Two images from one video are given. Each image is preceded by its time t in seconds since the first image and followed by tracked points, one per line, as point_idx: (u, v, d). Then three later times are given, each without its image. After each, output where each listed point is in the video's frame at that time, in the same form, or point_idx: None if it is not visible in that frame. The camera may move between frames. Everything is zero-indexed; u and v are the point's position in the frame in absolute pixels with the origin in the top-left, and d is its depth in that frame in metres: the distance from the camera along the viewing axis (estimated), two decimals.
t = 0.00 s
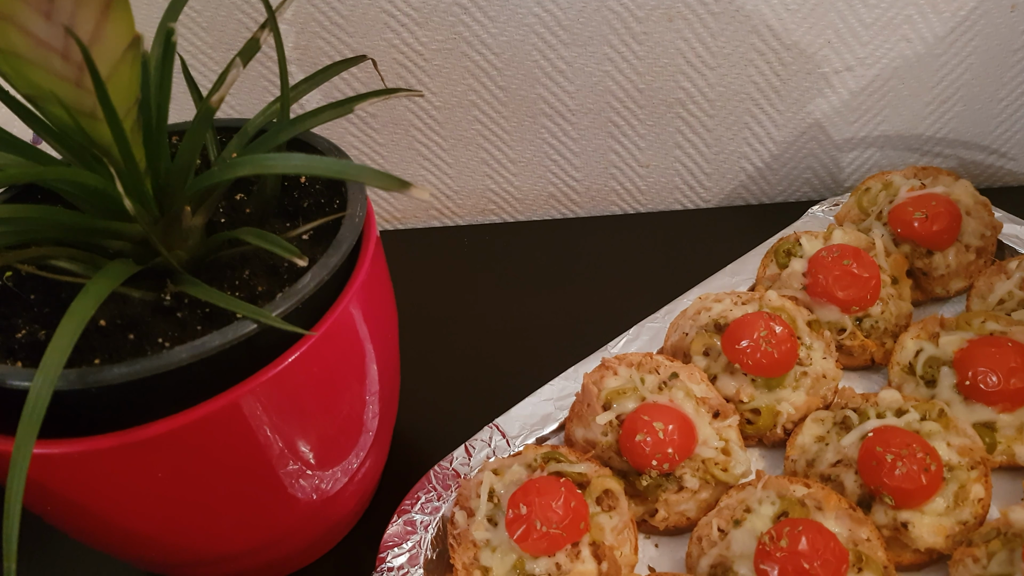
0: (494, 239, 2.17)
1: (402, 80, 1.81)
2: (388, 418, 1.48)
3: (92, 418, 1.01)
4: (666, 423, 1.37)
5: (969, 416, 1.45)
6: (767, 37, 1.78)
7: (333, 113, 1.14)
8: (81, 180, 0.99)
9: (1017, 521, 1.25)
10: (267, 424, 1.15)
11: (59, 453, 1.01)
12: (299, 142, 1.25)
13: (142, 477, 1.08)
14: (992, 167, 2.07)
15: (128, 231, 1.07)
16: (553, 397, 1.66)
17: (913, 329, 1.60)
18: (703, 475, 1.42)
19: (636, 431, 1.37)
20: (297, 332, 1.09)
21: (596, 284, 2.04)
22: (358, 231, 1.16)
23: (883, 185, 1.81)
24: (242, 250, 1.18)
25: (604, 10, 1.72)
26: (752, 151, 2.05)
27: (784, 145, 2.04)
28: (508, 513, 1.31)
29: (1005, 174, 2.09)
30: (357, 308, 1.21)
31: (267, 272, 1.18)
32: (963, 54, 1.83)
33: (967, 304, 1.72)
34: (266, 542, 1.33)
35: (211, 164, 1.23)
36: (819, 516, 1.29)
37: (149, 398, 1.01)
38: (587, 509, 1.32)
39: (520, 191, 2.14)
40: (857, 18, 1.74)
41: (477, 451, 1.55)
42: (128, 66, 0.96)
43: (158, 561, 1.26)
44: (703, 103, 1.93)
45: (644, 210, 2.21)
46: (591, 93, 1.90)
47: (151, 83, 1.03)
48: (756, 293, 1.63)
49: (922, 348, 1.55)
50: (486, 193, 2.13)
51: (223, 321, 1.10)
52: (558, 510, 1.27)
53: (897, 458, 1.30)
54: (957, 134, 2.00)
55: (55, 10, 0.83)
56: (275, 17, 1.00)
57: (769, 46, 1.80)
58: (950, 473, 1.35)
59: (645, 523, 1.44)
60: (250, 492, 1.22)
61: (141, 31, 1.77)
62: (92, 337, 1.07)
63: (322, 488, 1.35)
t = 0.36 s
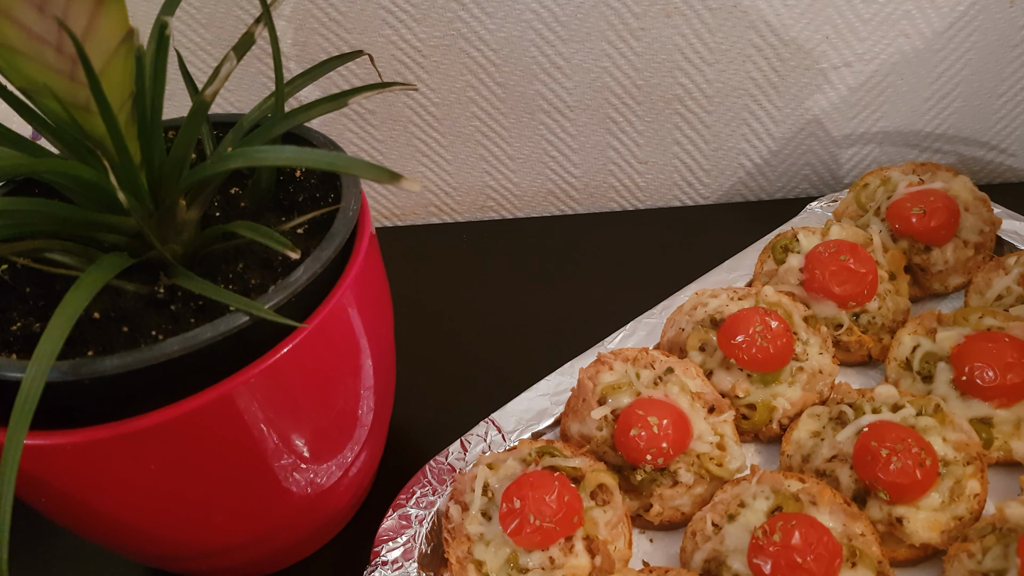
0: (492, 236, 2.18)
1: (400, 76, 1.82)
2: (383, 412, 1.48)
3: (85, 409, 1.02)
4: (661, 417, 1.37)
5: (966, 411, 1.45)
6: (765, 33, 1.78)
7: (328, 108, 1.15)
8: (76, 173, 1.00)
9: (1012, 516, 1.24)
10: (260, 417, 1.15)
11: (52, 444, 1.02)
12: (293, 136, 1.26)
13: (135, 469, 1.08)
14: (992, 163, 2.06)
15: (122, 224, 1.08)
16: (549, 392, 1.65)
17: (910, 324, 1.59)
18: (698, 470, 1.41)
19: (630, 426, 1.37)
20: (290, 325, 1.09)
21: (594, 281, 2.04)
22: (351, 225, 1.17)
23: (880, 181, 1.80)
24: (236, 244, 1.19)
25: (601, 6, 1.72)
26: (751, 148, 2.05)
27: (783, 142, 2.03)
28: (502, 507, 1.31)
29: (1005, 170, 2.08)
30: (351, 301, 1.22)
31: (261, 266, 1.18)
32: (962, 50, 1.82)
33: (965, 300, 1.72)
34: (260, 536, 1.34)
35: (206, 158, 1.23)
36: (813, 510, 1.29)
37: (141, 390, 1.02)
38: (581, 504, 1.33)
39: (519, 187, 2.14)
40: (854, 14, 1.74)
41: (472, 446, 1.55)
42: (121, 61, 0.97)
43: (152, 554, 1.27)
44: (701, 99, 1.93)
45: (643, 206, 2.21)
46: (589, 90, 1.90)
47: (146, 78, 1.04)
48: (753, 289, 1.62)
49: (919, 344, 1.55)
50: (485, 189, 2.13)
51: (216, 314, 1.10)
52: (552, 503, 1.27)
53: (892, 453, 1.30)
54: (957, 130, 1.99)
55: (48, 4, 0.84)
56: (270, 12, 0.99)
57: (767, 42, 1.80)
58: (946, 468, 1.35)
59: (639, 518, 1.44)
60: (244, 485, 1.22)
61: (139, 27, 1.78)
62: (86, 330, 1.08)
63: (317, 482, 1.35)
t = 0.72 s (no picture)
0: (490, 232, 2.17)
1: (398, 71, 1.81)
2: (378, 407, 1.48)
3: (76, 400, 1.01)
4: (656, 413, 1.37)
5: (963, 409, 1.44)
6: (764, 29, 1.77)
7: (322, 99, 1.14)
8: (68, 162, 0.99)
9: (1009, 514, 1.24)
10: (253, 410, 1.15)
11: (42, 434, 1.02)
12: (289, 128, 1.25)
13: (127, 460, 1.08)
14: (992, 162, 2.05)
15: (116, 215, 1.07)
16: (545, 388, 1.65)
17: (908, 322, 1.58)
18: (694, 467, 1.41)
19: (626, 422, 1.36)
20: (283, 317, 1.09)
21: (592, 278, 2.04)
22: (346, 217, 1.16)
23: (879, 178, 1.80)
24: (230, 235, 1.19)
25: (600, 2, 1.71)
26: (750, 145, 2.04)
27: (782, 139, 2.03)
28: (496, 502, 1.31)
29: (1005, 169, 2.08)
30: (345, 294, 1.21)
31: (256, 258, 1.18)
32: (962, 47, 1.82)
33: (964, 298, 1.71)
34: (254, 530, 1.33)
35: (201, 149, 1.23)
36: (809, 507, 1.28)
37: (132, 382, 1.01)
38: (576, 499, 1.32)
39: (517, 184, 2.13)
40: (854, 10, 1.73)
41: (468, 442, 1.55)
42: (114, 50, 0.96)
43: (146, 547, 1.27)
44: (700, 95, 1.92)
45: (641, 204, 2.20)
46: (588, 86, 1.89)
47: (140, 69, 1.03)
48: (750, 286, 1.62)
49: (917, 342, 1.54)
50: (483, 186, 2.13)
51: (209, 305, 1.10)
52: (546, 499, 1.27)
53: (888, 450, 1.29)
54: (956, 128, 1.98)
55: None
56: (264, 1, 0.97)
57: (766, 38, 1.79)
58: (943, 465, 1.34)
59: (635, 514, 1.43)
60: (237, 479, 1.22)
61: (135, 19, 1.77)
62: (79, 321, 1.08)
63: (311, 476, 1.35)
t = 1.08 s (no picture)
0: (496, 226, 2.16)
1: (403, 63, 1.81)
2: (382, 399, 1.48)
3: (79, 390, 1.01)
4: (661, 405, 1.36)
5: (973, 401, 1.42)
6: (771, 19, 1.75)
7: (325, 89, 1.14)
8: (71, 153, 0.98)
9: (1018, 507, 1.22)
10: (255, 401, 1.15)
11: (45, 425, 1.02)
12: (292, 119, 1.25)
13: (130, 451, 1.08)
14: (1003, 153, 2.02)
15: (119, 207, 1.07)
16: (549, 380, 1.64)
17: (916, 314, 1.57)
18: (699, 460, 1.40)
19: (630, 414, 1.35)
20: (286, 307, 1.08)
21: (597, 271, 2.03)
22: (348, 208, 1.16)
23: (889, 169, 1.77)
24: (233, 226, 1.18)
25: None
26: (757, 137, 2.02)
27: (790, 131, 2.01)
28: (500, 494, 1.30)
29: (1016, 160, 2.05)
30: (348, 285, 1.21)
31: (259, 249, 1.18)
32: (972, 37, 1.79)
33: (974, 290, 1.69)
34: (258, 521, 1.34)
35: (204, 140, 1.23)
36: (815, 500, 1.27)
37: (135, 372, 1.01)
38: (580, 492, 1.31)
39: (523, 177, 2.12)
40: None
41: (472, 435, 1.54)
42: (116, 41, 0.96)
43: (150, 538, 1.28)
44: (707, 87, 1.90)
45: (648, 197, 2.19)
46: (593, 78, 1.88)
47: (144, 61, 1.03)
48: (756, 277, 1.60)
49: (926, 334, 1.52)
50: (489, 179, 2.12)
51: (212, 296, 1.10)
52: (550, 491, 1.26)
53: (896, 443, 1.27)
54: (967, 119, 1.96)
55: None
56: None
57: (774, 29, 1.77)
58: (951, 458, 1.33)
59: (639, 507, 1.42)
60: (240, 470, 1.22)
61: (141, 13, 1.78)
62: (82, 312, 1.08)
63: (314, 468, 1.35)
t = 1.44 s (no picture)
0: (496, 223, 2.16)
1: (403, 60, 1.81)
2: (380, 396, 1.48)
3: (75, 386, 1.02)
4: (659, 402, 1.36)
5: (972, 398, 1.42)
6: (771, 16, 1.75)
7: (321, 86, 1.13)
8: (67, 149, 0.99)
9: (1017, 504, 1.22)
10: (253, 396, 1.15)
11: (41, 420, 1.03)
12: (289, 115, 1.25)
13: (127, 447, 1.09)
14: (1005, 150, 2.01)
15: (116, 203, 1.07)
16: (548, 377, 1.63)
17: (916, 311, 1.56)
18: (698, 456, 1.40)
19: (629, 410, 1.35)
20: (283, 303, 1.09)
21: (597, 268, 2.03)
22: (345, 203, 1.16)
23: (889, 166, 1.77)
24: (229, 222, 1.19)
25: None
26: (758, 133, 2.01)
27: (791, 127, 2.00)
28: (497, 490, 1.30)
29: (1018, 157, 2.04)
30: (345, 281, 1.21)
31: (255, 245, 1.18)
32: (974, 32, 1.78)
33: (975, 287, 1.68)
34: (256, 518, 1.34)
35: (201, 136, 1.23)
36: (812, 497, 1.27)
37: (132, 367, 1.01)
38: (578, 488, 1.31)
39: (523, 174, 2.12)
40: None
41: (471, 432, 1.54)
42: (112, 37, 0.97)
43: (148, 534, 1.28)
44: (708, 83, 1.90)
45: (648, 193, 2.18)
46: (593, 74, 1.88)
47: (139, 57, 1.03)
48: (756, 274, 1.60)
49: (926, 331, 1.52)
50: (489, 176, 2.12)
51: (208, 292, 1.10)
52: (547, 487, 1.26)
53: (895, 439, 1.27)
54: (968, 115, 1.95)
55: None
56: None
57: (774, 25, 1.77)
58: (950, 455, 1.32)
59: (637, 504, 1.42)
60: (239, 465, 1.22)
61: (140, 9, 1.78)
62: (79, 308, 1.08)
63: (313, 464, 1.35)
